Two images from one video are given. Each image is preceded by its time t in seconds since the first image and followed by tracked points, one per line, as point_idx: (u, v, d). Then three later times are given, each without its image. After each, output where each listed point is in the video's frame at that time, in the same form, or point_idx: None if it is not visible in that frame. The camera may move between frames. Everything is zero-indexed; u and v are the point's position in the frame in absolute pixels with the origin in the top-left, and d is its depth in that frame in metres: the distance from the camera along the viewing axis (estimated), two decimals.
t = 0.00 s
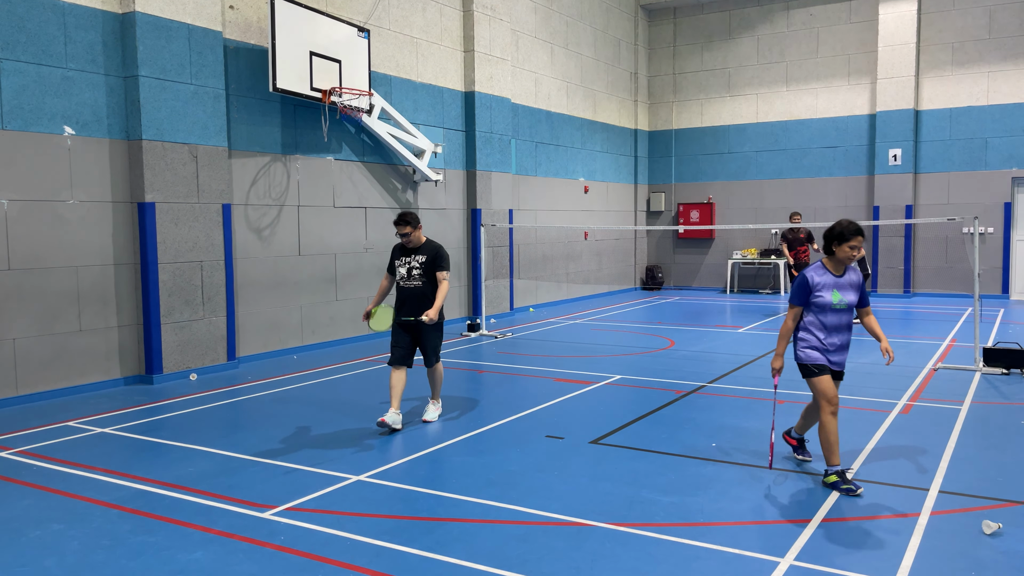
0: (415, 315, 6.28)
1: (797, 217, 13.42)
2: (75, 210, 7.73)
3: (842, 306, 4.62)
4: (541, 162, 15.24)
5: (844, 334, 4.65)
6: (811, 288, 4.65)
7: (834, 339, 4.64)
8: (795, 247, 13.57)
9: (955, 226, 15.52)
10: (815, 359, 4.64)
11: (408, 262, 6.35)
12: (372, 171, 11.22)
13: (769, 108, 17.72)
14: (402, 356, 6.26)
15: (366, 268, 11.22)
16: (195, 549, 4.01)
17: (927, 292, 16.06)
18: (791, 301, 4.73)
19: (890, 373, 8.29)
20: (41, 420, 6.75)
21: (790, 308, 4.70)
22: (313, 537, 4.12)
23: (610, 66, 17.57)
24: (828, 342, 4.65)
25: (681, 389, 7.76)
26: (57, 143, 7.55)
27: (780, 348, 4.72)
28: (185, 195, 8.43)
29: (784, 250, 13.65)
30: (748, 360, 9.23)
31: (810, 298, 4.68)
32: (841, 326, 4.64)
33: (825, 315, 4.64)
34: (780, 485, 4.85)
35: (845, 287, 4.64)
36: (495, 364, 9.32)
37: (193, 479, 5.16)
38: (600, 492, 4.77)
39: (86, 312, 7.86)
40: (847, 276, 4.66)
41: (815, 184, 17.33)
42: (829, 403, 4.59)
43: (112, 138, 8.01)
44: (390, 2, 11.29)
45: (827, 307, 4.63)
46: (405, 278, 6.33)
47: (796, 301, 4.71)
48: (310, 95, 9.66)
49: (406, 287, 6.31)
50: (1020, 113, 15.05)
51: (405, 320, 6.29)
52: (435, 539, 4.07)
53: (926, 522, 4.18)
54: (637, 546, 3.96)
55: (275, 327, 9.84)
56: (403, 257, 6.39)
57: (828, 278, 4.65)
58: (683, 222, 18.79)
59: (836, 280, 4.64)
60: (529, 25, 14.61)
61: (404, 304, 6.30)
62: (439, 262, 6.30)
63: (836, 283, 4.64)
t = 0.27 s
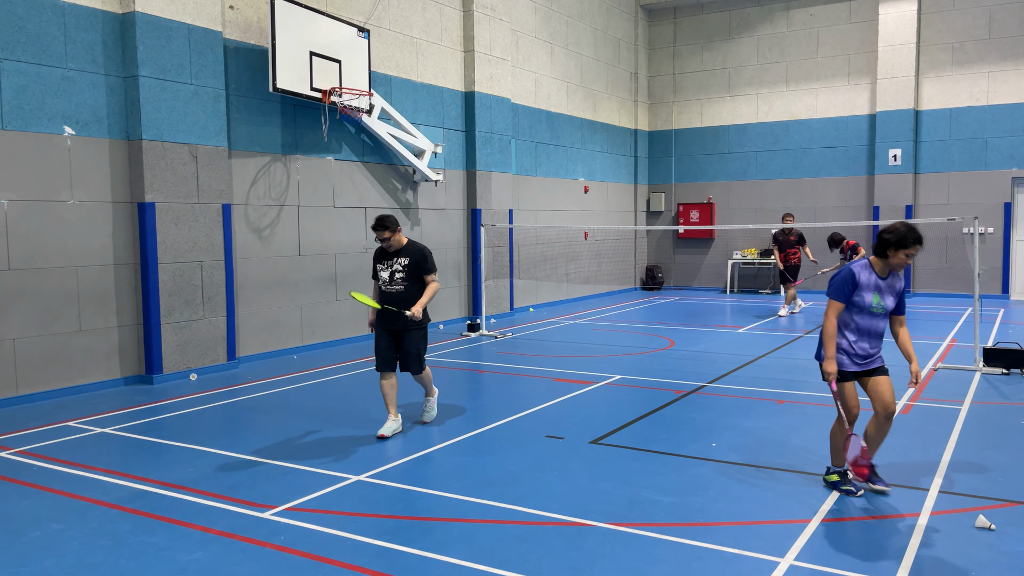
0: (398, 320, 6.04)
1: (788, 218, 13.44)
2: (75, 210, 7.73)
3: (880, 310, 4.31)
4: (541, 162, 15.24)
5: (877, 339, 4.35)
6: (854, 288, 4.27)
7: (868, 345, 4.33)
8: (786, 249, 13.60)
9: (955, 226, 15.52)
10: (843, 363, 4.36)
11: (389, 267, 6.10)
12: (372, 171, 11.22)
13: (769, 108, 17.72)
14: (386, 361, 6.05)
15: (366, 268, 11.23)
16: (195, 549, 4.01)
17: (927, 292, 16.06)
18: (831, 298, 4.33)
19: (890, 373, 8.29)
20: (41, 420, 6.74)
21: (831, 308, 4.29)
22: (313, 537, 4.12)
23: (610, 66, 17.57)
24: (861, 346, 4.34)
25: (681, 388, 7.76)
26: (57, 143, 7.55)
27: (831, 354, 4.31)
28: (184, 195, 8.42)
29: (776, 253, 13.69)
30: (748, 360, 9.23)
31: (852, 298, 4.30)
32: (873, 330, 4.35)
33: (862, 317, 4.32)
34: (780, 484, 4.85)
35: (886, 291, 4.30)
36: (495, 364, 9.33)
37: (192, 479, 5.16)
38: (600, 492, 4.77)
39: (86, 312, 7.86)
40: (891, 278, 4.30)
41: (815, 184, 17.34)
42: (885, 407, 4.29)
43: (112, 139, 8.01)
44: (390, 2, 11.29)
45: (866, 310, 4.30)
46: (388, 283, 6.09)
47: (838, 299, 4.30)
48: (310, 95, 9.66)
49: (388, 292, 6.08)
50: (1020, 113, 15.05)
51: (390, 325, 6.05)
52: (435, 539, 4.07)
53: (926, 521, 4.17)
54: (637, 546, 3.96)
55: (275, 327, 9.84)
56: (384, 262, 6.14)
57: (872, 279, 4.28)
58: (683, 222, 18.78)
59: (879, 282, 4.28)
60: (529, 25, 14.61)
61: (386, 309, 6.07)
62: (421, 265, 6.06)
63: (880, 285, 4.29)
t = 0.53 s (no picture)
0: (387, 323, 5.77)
1: (780, 217, 13.39)
2: (75, 210, 7.73)
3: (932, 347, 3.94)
4: (541, 162, 15.23)
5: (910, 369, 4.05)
6: (913, 322, 3.85)
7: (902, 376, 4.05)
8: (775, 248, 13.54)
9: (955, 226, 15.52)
10: (872, 386, 4.12)
11: (378, 266, 5.77)
12: (372, 171, 11.22)
13: (769, 108, 17.72)
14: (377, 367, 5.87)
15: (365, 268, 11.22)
16: (195, 549, 4.01)
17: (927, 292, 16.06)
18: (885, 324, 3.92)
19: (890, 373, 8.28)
20: (41, 420, 6.74)
21: (883, 338, 3.89)
22: (313, 538, 4.12)
23: (610, 66, 17.56)
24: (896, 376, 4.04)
25: (681, 389, 7.75)
26: (57, 143, 7.54)
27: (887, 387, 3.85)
28: (184, 195, 8.42)
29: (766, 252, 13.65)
30: (748, 360, 9.23)
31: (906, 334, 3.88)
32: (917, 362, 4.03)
33: (910, 350, 3.96)
34: (780, 485, 4.85)
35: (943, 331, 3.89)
36: (495, 364, 9.32)
37: (192, 479, 5.15)
38: (600, 492, 4.77)
39: (86, 312, 7.85)
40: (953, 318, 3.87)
41: (815, 184, 17.33)
42: (921, 424, 4.01)
43: (112, 139, 8.00)
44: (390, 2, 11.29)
45: (914, 346, 3.93)
46: (376, 284, 5.77)
47: (892, 332, 3.89)
48: (310, 95, 9.66)
49: (378, 293, 5.76)
50: (1020, 113, 15.05)
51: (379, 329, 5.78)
52: (434, 539, 4.07)
53: (926, 522, 4.17)
54: (637, 545, 3.95)
55: (275, 327, 9.85)
56: (372, 260, 5.81)
57: (937, 316, 3.84)
58: (683, 222, 18.78)
59: (943, 322, 3.84)
60: (529, 25, 14.60)
61: (375, 311, 5.77)
62: (413, 265, 5.78)
63: (939, 326, 3.86)
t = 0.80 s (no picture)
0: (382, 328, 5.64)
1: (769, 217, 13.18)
2: (75, 210, 7.73)
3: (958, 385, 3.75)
4: (541, 162, 15.23)
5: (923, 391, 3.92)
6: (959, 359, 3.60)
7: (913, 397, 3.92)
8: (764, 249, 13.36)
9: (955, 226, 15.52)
10: (883, 392, 3.99)
11: (372, 270, 5.66)
12: (372, 171, 11.22)
13: (769, 108, 17.72)
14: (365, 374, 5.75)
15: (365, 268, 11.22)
16: (195, 549, 4.01)
17: (927, 292, 16.06)
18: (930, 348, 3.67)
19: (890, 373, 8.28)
20: (41, 420, 6.74)
21: (920, 360, 3.66)
22: (313, 537, 4.12)
23: (610, 66, 17.56)
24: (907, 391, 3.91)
25: (681, 389, 7.75)
26: (57, 143, 7.54)
27: (897, 403, 3.69)
28: (184, 195, 8.42)
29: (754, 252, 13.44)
30: (749, 360, 9.23)
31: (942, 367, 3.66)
32: (939, 390, 3.85)
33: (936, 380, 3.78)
34: (781, 485, 4.85)
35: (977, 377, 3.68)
36: (495, 364, 9.32)
37: (192, 479, 5.15)
38: (600, 492, 4.77)
39: (86, 312, 7.86)
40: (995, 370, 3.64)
41: (815, 184, 17.33)
42: (946, 430, 3.93)
43: (112, 138, 8.00)
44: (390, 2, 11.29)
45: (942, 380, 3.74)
46: (370, 288, 5.64)
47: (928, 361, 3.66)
48: (310, 95, 9.66)
49: (373, 297, 5.63)
50: (1020, 113, 15.04)
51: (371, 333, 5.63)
52: (434, 539, 4.06)
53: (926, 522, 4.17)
54: (637, 546, 3.95)
55: (274, 327, 9.84)
56: (366, 264, 5.69)
57: (984, 363, 3.59)
58: (683, 222, 18.78)
59: (985, 372, 3.60)
60: (529, 25, 14.60)
61: (369, 316, 5.63)
62: (408, 268, 5.74)
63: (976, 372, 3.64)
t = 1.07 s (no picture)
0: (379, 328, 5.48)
1: (760, 217, 12.88)
2: (75, 210, 7.73)
3: (958, 400, 3.78)
4: (541, 161, 15.23)
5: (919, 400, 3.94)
6: (968, 375, 3.61)
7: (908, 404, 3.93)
8: (755, 248, 13.14)
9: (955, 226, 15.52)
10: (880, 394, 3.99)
11: (367, 269, 5.50)
12: (372, 171, 11.22)
13: (769, 108, 17.72)
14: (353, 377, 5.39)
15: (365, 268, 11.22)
16: (195, 549, 4.01)
17: (927, 292, 16.06)
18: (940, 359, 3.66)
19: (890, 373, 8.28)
20: (41, 420, 6.74)
21: (928, 368, 3.66)
22: (313, 537, 4.12)
23: (610, 66, 17.56)
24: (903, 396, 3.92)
25: (681, 389, 7.75)
26: (57, 143, 7.54)
27: (895, 406, 3.71)
28: (184, 194, 8.42)
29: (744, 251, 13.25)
30: (749, 360, 9.23)
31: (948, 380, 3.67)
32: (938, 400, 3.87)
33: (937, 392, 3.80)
34: (781, 485, 4.85)
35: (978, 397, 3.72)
36: (495, 364, 9.32)
37: (193, 479, 5.15)
38: (600, 492, 4.77)
39: (86, 312, 7.86)
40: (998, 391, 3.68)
41: (815, 184, 17.33)
42: (953, 435, 3.91)
43: (112, 138, 8.00)
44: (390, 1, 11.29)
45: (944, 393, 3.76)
46: (366, 287, 5.46)
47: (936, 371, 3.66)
48: (310, 95, 9.66)
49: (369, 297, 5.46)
50: (1020, 113, 15.04)
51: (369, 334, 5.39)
52: (434, 539, 4.06)
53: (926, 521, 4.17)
54: (637, 546, 3.95)
55: (274, 327, 9.84)
56: (360, 263, 5.51)
57: (989, 383, 3.62)
58: (683, 222, 18.78)
59: (988, 391, 3.64)
60: (529, 25, 14.60)
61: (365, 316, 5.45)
62: (402, 267, 5.61)
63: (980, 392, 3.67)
